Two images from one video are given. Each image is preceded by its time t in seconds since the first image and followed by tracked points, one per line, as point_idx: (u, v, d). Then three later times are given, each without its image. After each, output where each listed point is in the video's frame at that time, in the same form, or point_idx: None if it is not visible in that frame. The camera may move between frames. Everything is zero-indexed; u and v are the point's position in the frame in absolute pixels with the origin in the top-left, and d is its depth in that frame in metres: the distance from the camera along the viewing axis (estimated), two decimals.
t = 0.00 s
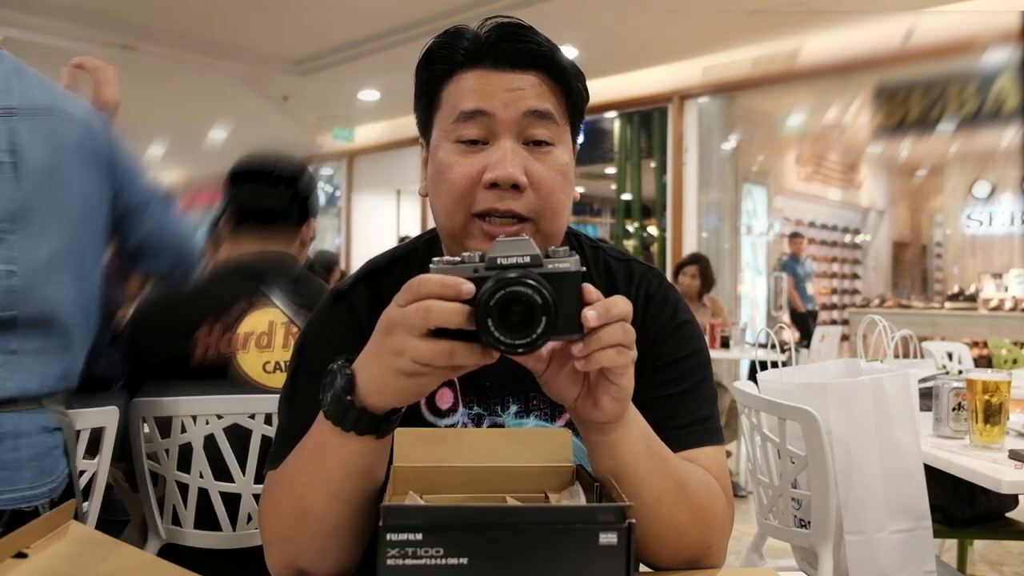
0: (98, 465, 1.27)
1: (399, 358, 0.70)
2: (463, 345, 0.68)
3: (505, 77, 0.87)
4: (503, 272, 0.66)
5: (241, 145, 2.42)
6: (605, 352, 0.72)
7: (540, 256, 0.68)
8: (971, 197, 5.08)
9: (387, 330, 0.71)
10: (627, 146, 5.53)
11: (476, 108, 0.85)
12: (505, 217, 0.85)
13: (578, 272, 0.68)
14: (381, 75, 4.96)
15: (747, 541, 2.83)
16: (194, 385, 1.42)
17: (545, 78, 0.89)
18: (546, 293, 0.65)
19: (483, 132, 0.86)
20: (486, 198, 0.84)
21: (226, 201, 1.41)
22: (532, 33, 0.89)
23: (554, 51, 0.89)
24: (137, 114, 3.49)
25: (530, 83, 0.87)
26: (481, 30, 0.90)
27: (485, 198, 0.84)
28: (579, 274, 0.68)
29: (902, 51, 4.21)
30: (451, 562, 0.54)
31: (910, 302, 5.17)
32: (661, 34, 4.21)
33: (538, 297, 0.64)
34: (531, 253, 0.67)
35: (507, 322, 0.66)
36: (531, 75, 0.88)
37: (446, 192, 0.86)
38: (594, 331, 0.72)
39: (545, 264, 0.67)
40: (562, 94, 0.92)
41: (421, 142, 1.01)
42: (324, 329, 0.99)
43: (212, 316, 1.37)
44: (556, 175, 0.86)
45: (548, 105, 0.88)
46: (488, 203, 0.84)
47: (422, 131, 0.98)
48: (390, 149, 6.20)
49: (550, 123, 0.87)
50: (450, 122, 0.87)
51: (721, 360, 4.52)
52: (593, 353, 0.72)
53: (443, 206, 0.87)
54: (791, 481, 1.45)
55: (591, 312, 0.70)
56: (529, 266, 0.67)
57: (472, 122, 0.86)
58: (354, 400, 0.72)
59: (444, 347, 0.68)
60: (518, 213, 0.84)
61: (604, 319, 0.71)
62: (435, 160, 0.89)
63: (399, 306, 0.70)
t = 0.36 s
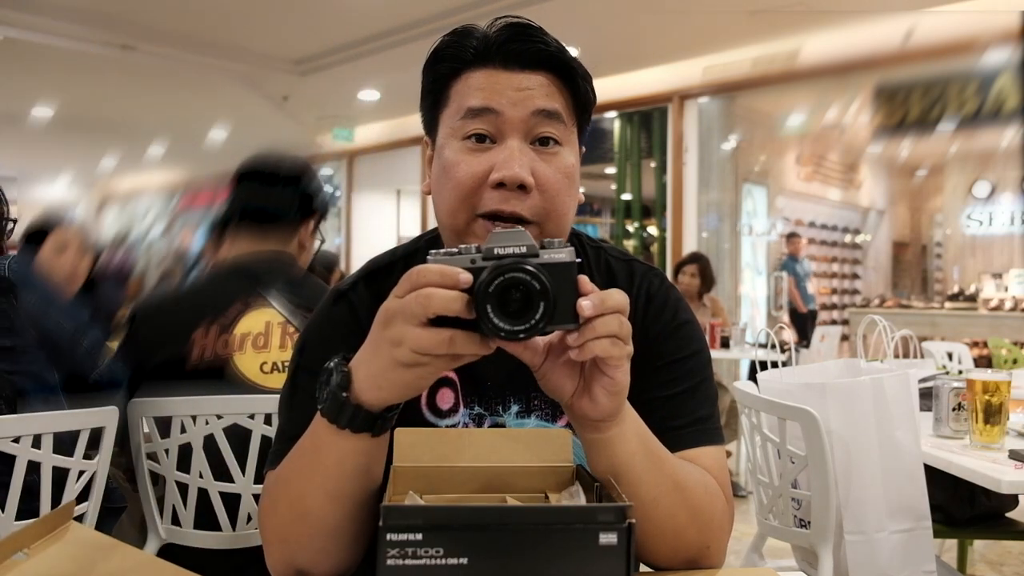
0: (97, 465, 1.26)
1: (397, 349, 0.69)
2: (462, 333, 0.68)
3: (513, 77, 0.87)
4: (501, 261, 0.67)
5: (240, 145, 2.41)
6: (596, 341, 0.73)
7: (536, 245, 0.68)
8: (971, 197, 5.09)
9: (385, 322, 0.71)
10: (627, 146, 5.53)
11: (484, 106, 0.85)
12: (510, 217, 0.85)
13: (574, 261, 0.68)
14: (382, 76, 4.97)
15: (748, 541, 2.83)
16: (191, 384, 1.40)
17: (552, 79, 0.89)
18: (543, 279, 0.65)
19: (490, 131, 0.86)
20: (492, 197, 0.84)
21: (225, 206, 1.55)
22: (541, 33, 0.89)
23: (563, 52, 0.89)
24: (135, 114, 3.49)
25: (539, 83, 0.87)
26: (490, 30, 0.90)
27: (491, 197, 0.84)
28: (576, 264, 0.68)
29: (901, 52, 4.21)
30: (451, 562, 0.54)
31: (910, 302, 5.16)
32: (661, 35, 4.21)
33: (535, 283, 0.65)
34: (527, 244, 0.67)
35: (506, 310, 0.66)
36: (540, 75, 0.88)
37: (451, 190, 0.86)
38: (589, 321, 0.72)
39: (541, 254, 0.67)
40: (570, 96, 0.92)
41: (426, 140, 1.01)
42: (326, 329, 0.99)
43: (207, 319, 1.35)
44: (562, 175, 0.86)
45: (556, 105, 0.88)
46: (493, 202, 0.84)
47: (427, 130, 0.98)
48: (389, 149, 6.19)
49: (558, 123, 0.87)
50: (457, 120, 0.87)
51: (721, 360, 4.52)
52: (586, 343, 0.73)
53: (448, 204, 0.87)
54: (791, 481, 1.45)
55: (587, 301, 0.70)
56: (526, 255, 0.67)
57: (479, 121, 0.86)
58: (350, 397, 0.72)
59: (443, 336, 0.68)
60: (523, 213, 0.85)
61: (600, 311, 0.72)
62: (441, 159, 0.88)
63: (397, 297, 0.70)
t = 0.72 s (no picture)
0: (97, 465, 1.26)
1: (396, 346, 0.70)
2: (462, 330, 0.69)
3: (518, 79, 0.86)
4: (500, 257, 0.67)
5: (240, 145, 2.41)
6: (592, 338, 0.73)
7: (534, 243, 0.68)
8: (971, 198, 5.09)
9: (384, 319, 0.71)
10: (627, 146, 5.53)
11: (489, 108, 0.85)
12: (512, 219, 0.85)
13: (571, 258, 0.69)
14: (382, 76, 4.97)
15: (748, 541, 2.83)
16: (192, 384, 1.40)
17: (557, 81, 0.89)
18: (543, 275, 0.66)
19: (494, 132, 0.86)
20: (495, 198, 0.84)
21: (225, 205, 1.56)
22: (547, 35, 0.89)
23: (568, 55, 0.89)
24: (134, 115, 3.48)
25: (544, 85, 0.87)
26: (496, 31, 0.90)
27: (494, 198, 0.84)
28: (573, 262, 0.69)
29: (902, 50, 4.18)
30: (450, 562, 0.54)
31: (910, 302, 5.16)
32: (661, 35, 4.21)
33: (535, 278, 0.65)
34: (526, 241, 0.68)
35: (505, 304, 0.67)
36: (545, 78, 0.88)
37: (454, 191, 0.86)
38: (587, 317, 0.72)
39: (539, 251, 0.68)
40: (575, 98, 0.92)
41: (429, 139, 1.01)
42: (327, 328, 0.99)
43: (207, 320, 1.35)
44: (565, 178, 0.86)
45: (561, 108, 0.88)
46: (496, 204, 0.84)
47: (430, 129, 0.98)
48: (390, 149, 6.20)
49: (562, 126, 0.87)
50: (462, 121, 0.87)
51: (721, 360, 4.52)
52: (584, 338, 0.73)
53: (450, 204, 0.87)
54: (791, 480, 1.45)
55: (585, 299, 0.71)
56: (523, 253, 0.68)
57: (483, 122, 0.86)
58: (349, 395, 0.71)
59: (442, 331, 0.68)
60: (527, 215, 0.85)
61: (599, 306, 0.72)
62: (444, 159, 0.88)
63: (395, 295, 0.70)
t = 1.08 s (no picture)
0: (97, 465, 1.26)
1: (397, 336, 0.70)
2: (463, 316, 0.69)
3: (525, 100, 0.86)
4: (500, 243, 0.68)
5: (239, 145, 2.41)
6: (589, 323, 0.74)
7: (530, 231, 0.68)
8: (971, 197, 5.09)
9: (384, 310, 0.72)
10: (627, 147, 5.54)
11: (493, 128, 0.85)
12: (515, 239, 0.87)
13: (566, 246, 0.68)
14: (382, 76, 4.97)
15: (748, 541, 2.83)
16: (192, 384, 1.40)
17: (564, 100, 0.89)
18: (542, 257, 0.66)
19: (499, 152, 0.86)
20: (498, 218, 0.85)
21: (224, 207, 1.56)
22: (553, 51, 0.88)
23: (576, 73, 0.88)
24: (134, 115, 3.48)
25: (550, 105, 0.86)
26: (500, 46, 0.89)
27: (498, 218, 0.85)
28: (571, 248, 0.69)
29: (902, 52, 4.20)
30: (451, 562, 0.54)
31: (910, 302, 5.16)
32: (662, 35, 4.21)
33: (534, 262, 0.66)
34: (523, 230, 0.68)
35: (507, 289, 0.68)
36: (552, 97, 0.87)
37: (457, 208, 0.87)
38: (584, 304, 0.73)
39: (536, 240, 0.68)
40: (581, 115, 0.92)
41: (431, 142, 1.00)
42: (326, 330, 0.98)
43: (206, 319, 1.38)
44: (570, 197, 0.87)
45: (568, 128, 0.88)
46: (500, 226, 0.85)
47: (432, 135, 0.98)
48: (390, 149, 6.20)
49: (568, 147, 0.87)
50: (466, 138, 0.87)
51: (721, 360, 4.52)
52: (582, 324, 0.74)
53: (453, 221, 0.88)
54: (791, 481, 1.45)
55: (581, 285, 0.72)
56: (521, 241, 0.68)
57: (488, 141, 0.86)
58: (348, 387, 0.72)
59: (443, 318, 0.69)
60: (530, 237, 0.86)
61: (595, 293, 0.73)
62: (448, 174, 0.89)
63: (396, 285, 0.71)
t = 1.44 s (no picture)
0: (97, 465, 1.26)
1: (391, 363, 0.69)
2: (458, 348, 0.67)
3: (525, 91, 0.86)
4: (499, 273, 0.66)
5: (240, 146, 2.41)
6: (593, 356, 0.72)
7: (534, 259, 0.67)
8: (971, 197, 5.09)
9: (379, 334, 0.70)
10: (627, 146, 5.54)
11: (493, 119, 0.85)
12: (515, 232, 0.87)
13: (573, 275, 0.67)
14: (382, 76, 4.96)
15: (748, 541, 2.83)
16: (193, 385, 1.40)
17: (564, 92, 0.88)
18: (542, 295, 0.64)
19: (498, 143, 0.86)
20: (500, 210, 0.85)
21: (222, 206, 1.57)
22: (553, 43, 0.88)
23: (577, 65, 0.88)
24: (134, 115, 3.48)
25: (550, 97, 0.86)
26: (503, 37, 0.89)
27: (499, 209, 0.85)
28: (576, 281, 0.67)
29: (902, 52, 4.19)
30: (450, 562, 0.54)
31: (910, 302, 5.16)
32: (661, 35, 4.21)
33: (533, 298, 0.64)
34: (527, 258, 0.67)
35: (504, 325, 0.66)
36: (552, 89, 0.87)
37: (457, 200, 0.87)
38: (589, 337, 0.71)
39: (540, 268, 0.66)
40: (582, 108, 0.92)
41: (433, 137, 1.00)
42: (326, 328, 0.99)
43: (206, 320, 1.42)
44: (569, 189, 0.87)
45: (568, 120, 0.88)
46: (501, 217, 0.85)
47: (434, 129, 0.98)
48: (390, 149, 6.20)
49: (567, 139, 0.87)
50: (466, 130, 0.87)
51: (720, 360, 4.52)
52: (585, 359, 0.72)
53: (453, 214, 0.88)
54: (791, 480, 1.45)
55: (587, 317, 0.69)
56: (525, 270, 0.67)
57: (488, 133, 0.86)
58: (341, 408, 0.71)
59: (437, 349, 0.67)
60: (530, 229, 0.86)
61: (600, 324, 0.71)
62: (449, 166, 0.89)
63: (392, 308, 0.70)
